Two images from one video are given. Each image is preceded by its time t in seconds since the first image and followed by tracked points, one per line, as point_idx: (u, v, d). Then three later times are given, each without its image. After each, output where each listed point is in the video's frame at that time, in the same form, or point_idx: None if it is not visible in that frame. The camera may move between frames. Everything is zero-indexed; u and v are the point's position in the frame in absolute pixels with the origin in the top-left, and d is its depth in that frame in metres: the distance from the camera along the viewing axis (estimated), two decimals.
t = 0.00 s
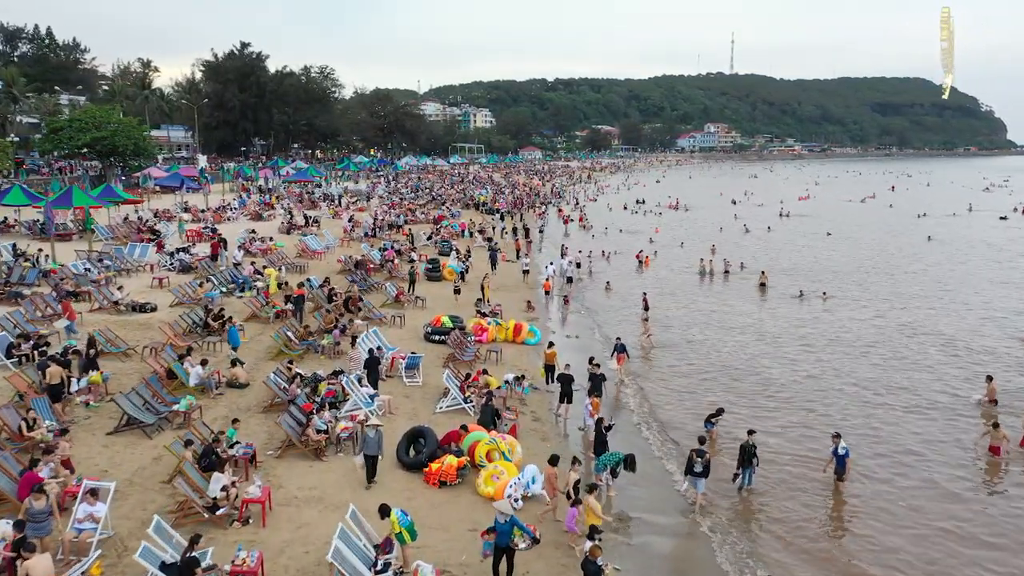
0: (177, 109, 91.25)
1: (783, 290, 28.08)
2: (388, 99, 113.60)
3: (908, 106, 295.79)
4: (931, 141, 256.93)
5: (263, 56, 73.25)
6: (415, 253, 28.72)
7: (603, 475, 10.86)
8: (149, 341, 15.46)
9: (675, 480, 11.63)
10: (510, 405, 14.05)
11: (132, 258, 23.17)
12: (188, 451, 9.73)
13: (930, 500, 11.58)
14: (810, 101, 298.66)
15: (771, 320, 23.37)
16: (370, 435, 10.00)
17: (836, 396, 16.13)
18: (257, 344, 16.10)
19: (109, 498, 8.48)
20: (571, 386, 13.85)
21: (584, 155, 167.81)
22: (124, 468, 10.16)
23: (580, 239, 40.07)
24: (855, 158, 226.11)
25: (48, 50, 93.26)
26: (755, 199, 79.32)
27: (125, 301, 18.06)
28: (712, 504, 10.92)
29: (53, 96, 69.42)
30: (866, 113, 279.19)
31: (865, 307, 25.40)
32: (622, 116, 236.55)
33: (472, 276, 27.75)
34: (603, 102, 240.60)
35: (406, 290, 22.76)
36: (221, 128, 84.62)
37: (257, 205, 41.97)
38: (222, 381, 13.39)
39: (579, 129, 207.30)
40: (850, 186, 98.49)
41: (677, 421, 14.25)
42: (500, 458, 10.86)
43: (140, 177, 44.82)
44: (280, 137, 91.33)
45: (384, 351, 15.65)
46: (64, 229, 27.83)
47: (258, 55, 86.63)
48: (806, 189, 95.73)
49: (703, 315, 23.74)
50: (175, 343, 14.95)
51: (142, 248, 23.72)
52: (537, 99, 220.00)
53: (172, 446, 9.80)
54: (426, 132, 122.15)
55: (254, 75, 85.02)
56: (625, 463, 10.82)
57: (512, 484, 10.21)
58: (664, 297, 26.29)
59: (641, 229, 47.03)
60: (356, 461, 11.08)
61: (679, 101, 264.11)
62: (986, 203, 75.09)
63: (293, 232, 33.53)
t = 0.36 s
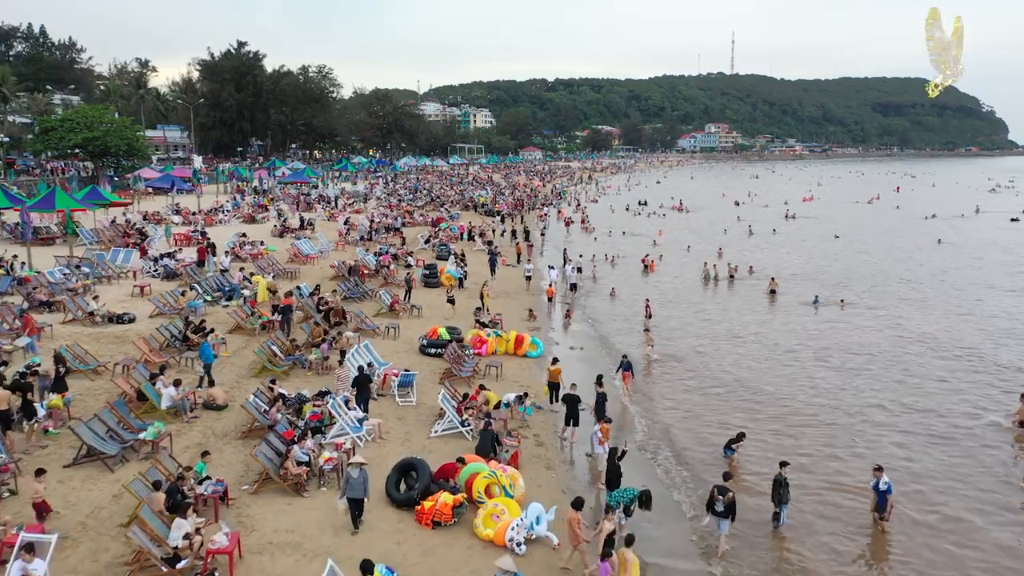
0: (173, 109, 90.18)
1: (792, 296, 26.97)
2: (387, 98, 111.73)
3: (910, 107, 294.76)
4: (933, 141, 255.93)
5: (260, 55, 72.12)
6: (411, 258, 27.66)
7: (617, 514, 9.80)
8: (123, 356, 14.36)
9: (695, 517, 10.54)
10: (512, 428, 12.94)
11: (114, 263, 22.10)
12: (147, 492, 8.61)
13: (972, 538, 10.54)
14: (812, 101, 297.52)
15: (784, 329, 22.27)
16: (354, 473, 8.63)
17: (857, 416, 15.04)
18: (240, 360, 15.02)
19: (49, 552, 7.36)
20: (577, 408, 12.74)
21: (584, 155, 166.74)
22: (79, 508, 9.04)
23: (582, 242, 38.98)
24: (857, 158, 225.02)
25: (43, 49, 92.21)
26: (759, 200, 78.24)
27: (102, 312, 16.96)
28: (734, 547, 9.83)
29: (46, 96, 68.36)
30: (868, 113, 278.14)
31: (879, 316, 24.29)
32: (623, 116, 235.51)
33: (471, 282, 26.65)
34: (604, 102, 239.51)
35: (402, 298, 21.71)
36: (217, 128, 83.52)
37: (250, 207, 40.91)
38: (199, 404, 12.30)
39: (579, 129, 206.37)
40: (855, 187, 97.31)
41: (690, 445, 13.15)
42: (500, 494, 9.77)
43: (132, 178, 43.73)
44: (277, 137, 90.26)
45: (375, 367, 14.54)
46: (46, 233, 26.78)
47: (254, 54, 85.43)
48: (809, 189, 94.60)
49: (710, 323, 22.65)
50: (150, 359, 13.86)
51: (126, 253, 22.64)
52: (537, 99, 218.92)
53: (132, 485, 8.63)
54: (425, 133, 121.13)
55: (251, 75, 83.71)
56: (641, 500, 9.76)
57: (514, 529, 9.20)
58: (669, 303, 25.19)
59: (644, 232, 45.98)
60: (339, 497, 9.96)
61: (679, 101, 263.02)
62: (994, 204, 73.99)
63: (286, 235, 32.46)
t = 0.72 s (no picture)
0: (169, 109, 89.09)
1: (806, 304, 25.79)
2: (386, 98, 110.77)
3: (911, 107, 293.50)
4: (934, 141, 254.69)
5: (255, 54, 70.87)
6: (407, 263, 26.47)
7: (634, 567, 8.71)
8: (88, 377, 13.15)
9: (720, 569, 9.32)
10: (513, 460, 11.70)
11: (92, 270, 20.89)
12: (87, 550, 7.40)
13: None
14: (813, 101, 296.25)
15: (800, 340, 21.07)
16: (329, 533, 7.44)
17: (888, 443, 13.85)
18: (217, 380, 13.80)
19: None
20: (585, 437, 11.49)
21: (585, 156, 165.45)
22: (11, 566, 7.83)
23: (584, 246, 37.81)
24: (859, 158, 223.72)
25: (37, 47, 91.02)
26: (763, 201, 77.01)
27: (71, 325, 15.73)
28: None
29: (38, 95, 67.22)
30: (869, 113, 276.94)
31: (898, 325, 23.08)
32: (623, 116, 234.32)
33: (470, 289, 25.42)
34: (604, 102, 238.26)
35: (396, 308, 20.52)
36: (212, 127, 82.25)
37: (243, 210, 39.72)
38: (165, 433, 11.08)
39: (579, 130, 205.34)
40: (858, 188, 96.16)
41: (708, 479, 11.95)
42: (499, 543, 8.57)
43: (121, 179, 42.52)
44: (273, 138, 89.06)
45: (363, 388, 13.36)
46: (25, 237, 25.60)
47: (251, 53, 84.45)
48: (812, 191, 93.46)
49: (721, 334, 21.45)
50: (115, 380, 12.63)
51: (105, 259, 21.40)
52: (537, 99, 217.66)
53: (70, 543, 7.44)
54: (425, 133, 119.89)
55: (247, 74, 82.90)
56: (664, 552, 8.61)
57: None
58: (678, 312, 23.99)
59: (648, 234, 44.76)
60: (315, 547, 8.73)
61: (680, 101, 261.78)
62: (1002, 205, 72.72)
63: (277, 240, 31.25)
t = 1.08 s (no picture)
0: (164, 108, 87.89)
1: (820, 312, 24.59)
2: (385, 98, 109.58)
3: (912, 107, 292.32)
4: (936, 141, 253.44)
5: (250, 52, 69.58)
6: (403, 270, 25.34)
7: None
8: (47, 400, 12.00)
9: None
10: (513, 497, 10.51)
11: (67, 278, 19.71)
12: None
13: None
14: (814, 100, 294.95)
15: (817, 352, 19.86)
16: None
17: (923, 476, 12.67)
18: (189, 403, 12.65)
19: None
20: (593, 473, 10.30)
21: (585, 156, 164.18)
22: None
23: (587, 250, 36.63)
24: (861, 158, 222.55)
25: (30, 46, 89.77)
26: (768, 202, 75.81)
27: (35, 340, 14.56)
28: None
29: (29, 93, 66.01)
30: (871, 113, 275.73)
31: (919, 335, 21.90)
32: (624, 116, 233.04)
33: (468, 296, 24.23)
34: (604, 102, 236.96)
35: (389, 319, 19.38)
36: (208, 127, 81.00)
37: (234, 212, 38.53)
38: (124, 468, 9.92)
39: (580, 130, 204.16)
40: (863, 188, 94.94)
41: (726, 521, 10.79)
42: None
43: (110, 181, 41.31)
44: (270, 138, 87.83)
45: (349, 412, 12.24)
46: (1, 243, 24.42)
47: (247, 51, 83.33)
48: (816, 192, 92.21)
49: (733, 346, 20.24)
50: (75, 405, 11.48)
51: (81, 266, 20.24)
52: (537, 100, 216.27)
53: None
54: (424, 132, 118.70)
55: (243, 73, 81.90)
56: None
57: None
58: (686, 322, 22.79)
59: (652, 237, 43.60)
60: None
61: (681, 101, 260.53)
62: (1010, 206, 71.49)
63: (267, 244, 30.05)
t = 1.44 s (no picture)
0: (160, 108, 86.98)
1: (836, 320, 23.46)
2: (384, 97, 108.43)
3: (914, 107, 291.20)
4: (938, 141, 252.24)
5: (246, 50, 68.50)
6: (396, 275, 24.27)
7: None
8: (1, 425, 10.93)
9: None
10: (515, 539, 9.41)
11: (44, 285, 18.67)
12: None
13: None
14: (816, 100, 293.88)
15: (833, 366, 18.70)
16: None
17: (954, 510, 11.55)
18: (160, 427, 11.60)
19: None
20: (604, 514, 9.20)
21: (586, 155, 163.11)
22: None
23: (589, 253, 35.54)
24: (862, 158, 221.45)
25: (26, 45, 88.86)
26: (772, 203, 74.74)
27: None
28: None
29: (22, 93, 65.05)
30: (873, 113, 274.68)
31: (940, 345, 20.78)
32: (624, 116, 232.08)
33: (467, 303, 23.12)
34: (605, 101, 235.95)
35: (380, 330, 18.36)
36: (204, 127, 79.87)
37: (226, 214, 37.45)
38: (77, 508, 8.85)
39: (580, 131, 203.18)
40: (867, 189, 93.87)
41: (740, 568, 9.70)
42: None
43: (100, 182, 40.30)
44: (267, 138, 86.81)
45: (333, 439, 11.19)
46: None
47: (243, 50, 82.29)
48: (819, 193, 91.20)
49: (743, 358, 19.06)
50: (30, 431, 10.42)
51: (58, 272, 19.16)
52: (537, 100, 215.26)
53: None
54: (423, 132, 117.68)
55: (239, 71, 80.88)
56: None
57: None
58: (693, 331, 21.66)
59: (656, 240, 42.55)
60: None
61: (681, 100, 259.59)
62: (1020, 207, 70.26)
63: (258, 248, 28.98)
